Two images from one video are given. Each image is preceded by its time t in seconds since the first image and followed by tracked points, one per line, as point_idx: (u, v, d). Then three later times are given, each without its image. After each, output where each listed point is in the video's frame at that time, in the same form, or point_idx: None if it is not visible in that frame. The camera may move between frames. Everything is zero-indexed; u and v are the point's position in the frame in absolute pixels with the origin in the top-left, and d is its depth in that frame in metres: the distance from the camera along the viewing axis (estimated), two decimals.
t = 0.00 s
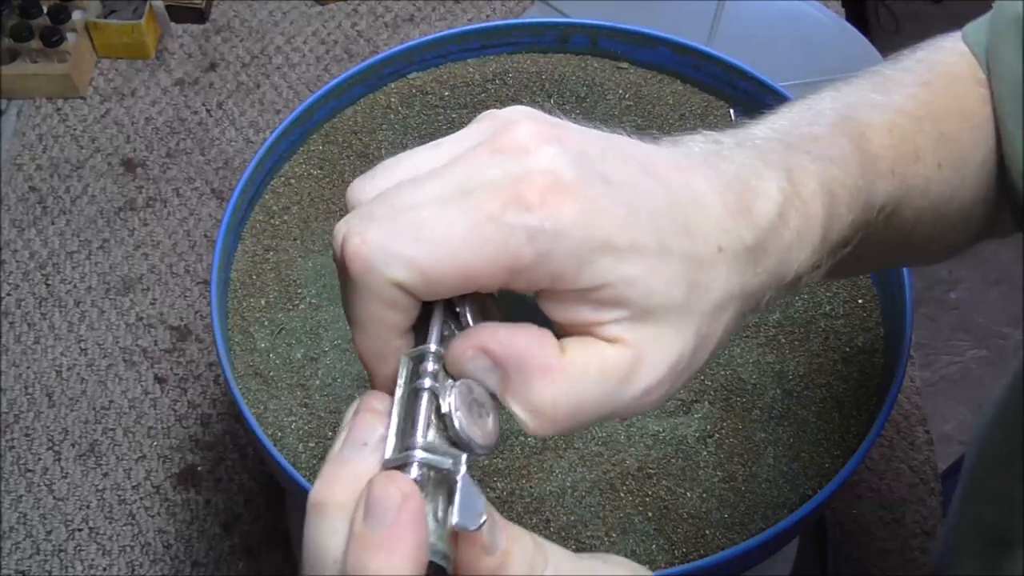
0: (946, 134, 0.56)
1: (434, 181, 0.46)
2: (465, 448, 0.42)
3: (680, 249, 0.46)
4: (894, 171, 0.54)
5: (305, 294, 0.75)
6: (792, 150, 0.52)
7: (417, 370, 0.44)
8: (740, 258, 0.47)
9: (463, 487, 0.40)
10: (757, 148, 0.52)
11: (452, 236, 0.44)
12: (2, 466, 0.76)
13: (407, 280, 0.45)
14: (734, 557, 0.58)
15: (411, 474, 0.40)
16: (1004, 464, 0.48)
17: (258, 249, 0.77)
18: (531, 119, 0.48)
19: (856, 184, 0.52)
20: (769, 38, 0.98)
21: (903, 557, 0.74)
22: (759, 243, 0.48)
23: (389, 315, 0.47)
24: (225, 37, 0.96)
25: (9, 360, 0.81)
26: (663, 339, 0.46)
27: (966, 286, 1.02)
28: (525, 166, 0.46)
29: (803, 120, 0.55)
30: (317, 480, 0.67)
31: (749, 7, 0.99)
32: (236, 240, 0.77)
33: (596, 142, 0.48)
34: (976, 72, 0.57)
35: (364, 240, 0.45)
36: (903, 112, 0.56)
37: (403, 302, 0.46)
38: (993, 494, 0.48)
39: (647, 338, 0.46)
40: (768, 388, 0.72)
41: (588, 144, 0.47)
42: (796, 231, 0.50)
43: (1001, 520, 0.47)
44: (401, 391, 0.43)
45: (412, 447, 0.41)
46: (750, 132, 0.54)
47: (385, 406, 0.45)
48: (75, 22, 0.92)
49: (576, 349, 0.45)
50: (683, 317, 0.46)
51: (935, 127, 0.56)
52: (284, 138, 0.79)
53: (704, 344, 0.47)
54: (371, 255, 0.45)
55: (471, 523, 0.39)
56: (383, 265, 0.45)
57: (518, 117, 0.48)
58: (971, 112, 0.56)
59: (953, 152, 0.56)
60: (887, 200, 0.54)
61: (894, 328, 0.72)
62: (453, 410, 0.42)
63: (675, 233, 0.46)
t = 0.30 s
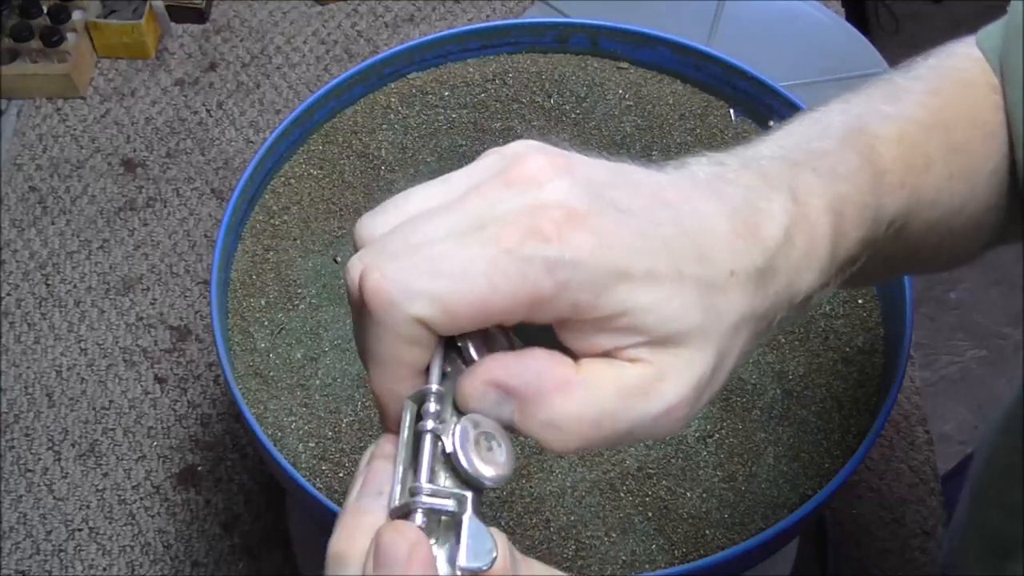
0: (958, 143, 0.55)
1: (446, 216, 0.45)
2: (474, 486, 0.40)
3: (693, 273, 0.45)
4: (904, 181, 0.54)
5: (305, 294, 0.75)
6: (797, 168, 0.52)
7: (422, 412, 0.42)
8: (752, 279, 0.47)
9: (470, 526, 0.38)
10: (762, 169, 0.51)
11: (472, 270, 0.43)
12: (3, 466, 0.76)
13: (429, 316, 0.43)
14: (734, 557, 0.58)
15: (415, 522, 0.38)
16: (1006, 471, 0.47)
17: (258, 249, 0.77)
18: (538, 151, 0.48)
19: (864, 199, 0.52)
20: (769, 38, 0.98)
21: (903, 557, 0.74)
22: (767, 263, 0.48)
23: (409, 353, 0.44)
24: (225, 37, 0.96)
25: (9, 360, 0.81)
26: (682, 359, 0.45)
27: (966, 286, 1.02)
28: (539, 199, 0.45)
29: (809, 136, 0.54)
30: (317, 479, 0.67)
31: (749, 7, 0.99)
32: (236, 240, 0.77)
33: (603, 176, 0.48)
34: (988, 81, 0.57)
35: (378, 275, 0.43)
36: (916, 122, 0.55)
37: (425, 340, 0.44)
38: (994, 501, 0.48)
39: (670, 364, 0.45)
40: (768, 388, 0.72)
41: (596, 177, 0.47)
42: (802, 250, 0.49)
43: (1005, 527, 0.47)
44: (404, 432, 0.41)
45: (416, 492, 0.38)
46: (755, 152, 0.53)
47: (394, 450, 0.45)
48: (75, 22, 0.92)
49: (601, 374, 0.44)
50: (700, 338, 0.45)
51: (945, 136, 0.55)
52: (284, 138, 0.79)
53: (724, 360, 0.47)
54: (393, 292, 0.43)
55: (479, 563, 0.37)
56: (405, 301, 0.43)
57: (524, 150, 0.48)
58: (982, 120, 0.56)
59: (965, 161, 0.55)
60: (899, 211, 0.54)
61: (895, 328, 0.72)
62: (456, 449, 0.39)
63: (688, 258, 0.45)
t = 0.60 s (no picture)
0: (975, 137, 0.54)
1: (465, 222, 0.46)
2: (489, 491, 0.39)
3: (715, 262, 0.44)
4: (925, 170, 0.52)
5: (305, 294, 0.75)
6: (813, 158, 0.50)
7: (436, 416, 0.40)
8: (778, 262, 0.45)
9: (482, 528, 0.37)
10: (780, 162, 0.50)
11: (494, 264, 0.44)
12: (3, 466, 0.76)
13: (453, 305, 0.44)
14: (734, 558, 0.58)
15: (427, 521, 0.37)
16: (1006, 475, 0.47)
17: (258, 249, 0.77)
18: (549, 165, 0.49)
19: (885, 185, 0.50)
20: (769, 38, 0.98)
21: (903, 557, 0.74)
22: (791, 245, 0.46)
23: (426, 342, 0.45)
24: (225, 37, 0.96)
25: (9, 360, 0.81)
26: (715, 347, 0.43)
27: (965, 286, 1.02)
28: (555, 202, 0.46)
29: (824, 130, 0.53)
30: (317, 479, 0.67)
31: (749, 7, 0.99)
32: (236, 240, 0.77)
33: (616, 177, 0.48)
34: (1001, 78, 0.56)
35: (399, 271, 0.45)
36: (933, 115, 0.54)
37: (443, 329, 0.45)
38: (994, 504, 0.47)
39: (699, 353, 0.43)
40: (768, 388, 0.72)
41: (608, 180, 0.48)
42: (823, 233, 0.47)
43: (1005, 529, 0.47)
44: (420, 436, 0.39)
45: (430, 491, 0.37)
46: (770, 149, 0.52)
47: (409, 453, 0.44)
48: (75, 22, 0.92)
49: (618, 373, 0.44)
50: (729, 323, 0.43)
51: (962, 130, 0.54)
52: (284, 138, 0.79)
53: (761, 355, 0.44)
54: (416, 281, 0.44)
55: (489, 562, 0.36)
56: (429, 291, 0.44)
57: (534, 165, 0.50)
58: (998, 118, 0.55)
59: (981, 155, 0.54)
60: (920, 200, 0.52)
61: (894, 329, 0.72)
62: (472, 451, 0.39)
63: (707, 246, 0.45)
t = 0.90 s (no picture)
0: (970, 139, 0.54)
1: (460, 211, 0.46)
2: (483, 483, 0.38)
3: (706, 246, 0.44)
4: (919, 175, 0.52)
5: (305, 294, 0.75)
6: (804, 160, 0.50)
7: (434, 410, 0.40)
8: (771, 258, 0.45)
9: (468, 525, 0.36)
10: (776, 164, 0.49)
11: (485, 256, 0.43)
12: (3, 466, 0.76)
13: (448, 305, 0.43)
14: (734, 558, 0.58)
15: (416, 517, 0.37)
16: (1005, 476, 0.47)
17: (258, 249, 0.77)
18: (546, 148, 0.49)
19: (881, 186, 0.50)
20: (769, 38, 0.97)
21: (903, 558, 0.74)
22: (781, 241, 0.46)
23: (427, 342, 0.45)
24: (225, 37, 0.96)
25: (9, 360, 0.81)
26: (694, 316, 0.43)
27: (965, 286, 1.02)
28: (551, 187, 0.46)
29: (816, 132, 0.53)
30: (317, 479, 0.67)
31: (749, 7, 1.00)
32: (236, 240, 0.76)
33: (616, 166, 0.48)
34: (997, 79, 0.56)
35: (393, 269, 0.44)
36: (929, 117, 0.54)
37: (447, 331, 0.45)
38: (993, 504, 0.48)
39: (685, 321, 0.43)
40: (768, 388, 0.72)
41: (606, 167, 0.47)
42: (816, 233, 0.47)
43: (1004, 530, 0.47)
44: (415, 430, 0.39)
45: (419, 486, 0.37)
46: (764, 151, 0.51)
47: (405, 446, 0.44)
48: (74, 22, 0.92)
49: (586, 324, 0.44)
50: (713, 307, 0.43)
51: (957, 134, 0.54)
52: (284, 138, 0.79)
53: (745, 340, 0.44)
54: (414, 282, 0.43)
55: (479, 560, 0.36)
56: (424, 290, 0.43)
57: (533, 148, 0.49)
58: (992, 117, 0.55)
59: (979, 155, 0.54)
60: (912, 201, 0.52)
61: (894, 329, 0.72)
62: (464, 446, 0.38)
63: (702, 237, 0.44)
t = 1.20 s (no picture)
0: (973, 160, 0.54)
1: (462, 221, 0.47)
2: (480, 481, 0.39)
3: (700, 264, 0.45)
4: (917, 196, 0.53)
5: (305, 294, 0.75)
6: (804, 179, 0.51)
7: (434, 406, 0.41)
8: (763, 275, 0.46)
9: (466, 511, 0.36)
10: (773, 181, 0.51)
11: (483, 256, 0.44)
12: (3, 466, 0.76)
13: (444, 297, 0.44)
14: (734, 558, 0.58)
15: (416, 506, 0.38)
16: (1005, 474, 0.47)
17: (258, 249, 0.77)
18: (545, 169, 0.50)
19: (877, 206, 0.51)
20: (769, 38, 0.98)
21: (903, 558, 0.74)
22: (778, 256, 0.47)
23: (424, 331, 0.45)
24: (225, 37, 0.96)
25: (9, 360, 0.81)
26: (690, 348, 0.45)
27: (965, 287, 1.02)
28: (549, 203, 0.48)
29: (819, 151, 0.54)
30: (317, 479, 0.67)
31: (749, 6, 1.00)
32: (236, 240, 0.76)
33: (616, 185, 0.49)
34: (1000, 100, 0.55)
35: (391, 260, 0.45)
36: (930, 139, 0.54)
37: (443, 320, 0.45)
38: (992, 504, 0.48)
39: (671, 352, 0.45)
40: (768, 388, 0.72)
41: (604, 185, 0.49)
42: (809, 247, 0.48)
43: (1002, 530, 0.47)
44: (415, 424, 0.40)
45: (419, 477, 0.38)
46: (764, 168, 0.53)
47: (402, 442, 0.45)
48: (74, 22, 0.92)
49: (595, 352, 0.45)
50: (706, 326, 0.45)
51: (959, 155, 0.54)
52: (284, 138, 0.79)
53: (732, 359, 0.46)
54: (409, 274, 0.44)
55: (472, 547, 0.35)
56: (422, 281, 0.44)
57: (530, 169, 0.51)
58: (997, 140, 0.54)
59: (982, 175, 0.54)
60: (912, 219, 0.53)
61: (894, 328, 0.72)
62: (463, 441, 0.39)
63: (694, 251, 0.46)
